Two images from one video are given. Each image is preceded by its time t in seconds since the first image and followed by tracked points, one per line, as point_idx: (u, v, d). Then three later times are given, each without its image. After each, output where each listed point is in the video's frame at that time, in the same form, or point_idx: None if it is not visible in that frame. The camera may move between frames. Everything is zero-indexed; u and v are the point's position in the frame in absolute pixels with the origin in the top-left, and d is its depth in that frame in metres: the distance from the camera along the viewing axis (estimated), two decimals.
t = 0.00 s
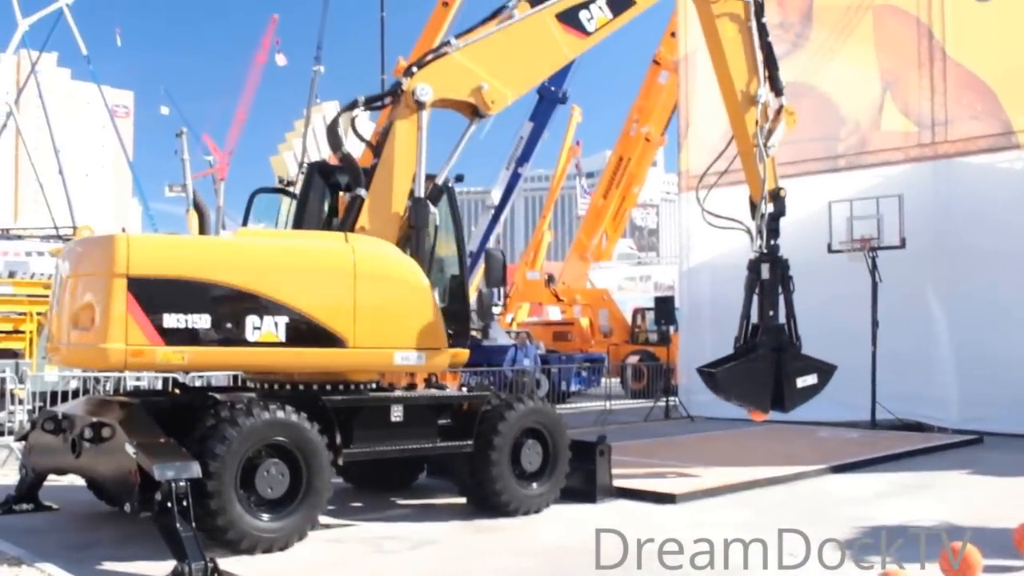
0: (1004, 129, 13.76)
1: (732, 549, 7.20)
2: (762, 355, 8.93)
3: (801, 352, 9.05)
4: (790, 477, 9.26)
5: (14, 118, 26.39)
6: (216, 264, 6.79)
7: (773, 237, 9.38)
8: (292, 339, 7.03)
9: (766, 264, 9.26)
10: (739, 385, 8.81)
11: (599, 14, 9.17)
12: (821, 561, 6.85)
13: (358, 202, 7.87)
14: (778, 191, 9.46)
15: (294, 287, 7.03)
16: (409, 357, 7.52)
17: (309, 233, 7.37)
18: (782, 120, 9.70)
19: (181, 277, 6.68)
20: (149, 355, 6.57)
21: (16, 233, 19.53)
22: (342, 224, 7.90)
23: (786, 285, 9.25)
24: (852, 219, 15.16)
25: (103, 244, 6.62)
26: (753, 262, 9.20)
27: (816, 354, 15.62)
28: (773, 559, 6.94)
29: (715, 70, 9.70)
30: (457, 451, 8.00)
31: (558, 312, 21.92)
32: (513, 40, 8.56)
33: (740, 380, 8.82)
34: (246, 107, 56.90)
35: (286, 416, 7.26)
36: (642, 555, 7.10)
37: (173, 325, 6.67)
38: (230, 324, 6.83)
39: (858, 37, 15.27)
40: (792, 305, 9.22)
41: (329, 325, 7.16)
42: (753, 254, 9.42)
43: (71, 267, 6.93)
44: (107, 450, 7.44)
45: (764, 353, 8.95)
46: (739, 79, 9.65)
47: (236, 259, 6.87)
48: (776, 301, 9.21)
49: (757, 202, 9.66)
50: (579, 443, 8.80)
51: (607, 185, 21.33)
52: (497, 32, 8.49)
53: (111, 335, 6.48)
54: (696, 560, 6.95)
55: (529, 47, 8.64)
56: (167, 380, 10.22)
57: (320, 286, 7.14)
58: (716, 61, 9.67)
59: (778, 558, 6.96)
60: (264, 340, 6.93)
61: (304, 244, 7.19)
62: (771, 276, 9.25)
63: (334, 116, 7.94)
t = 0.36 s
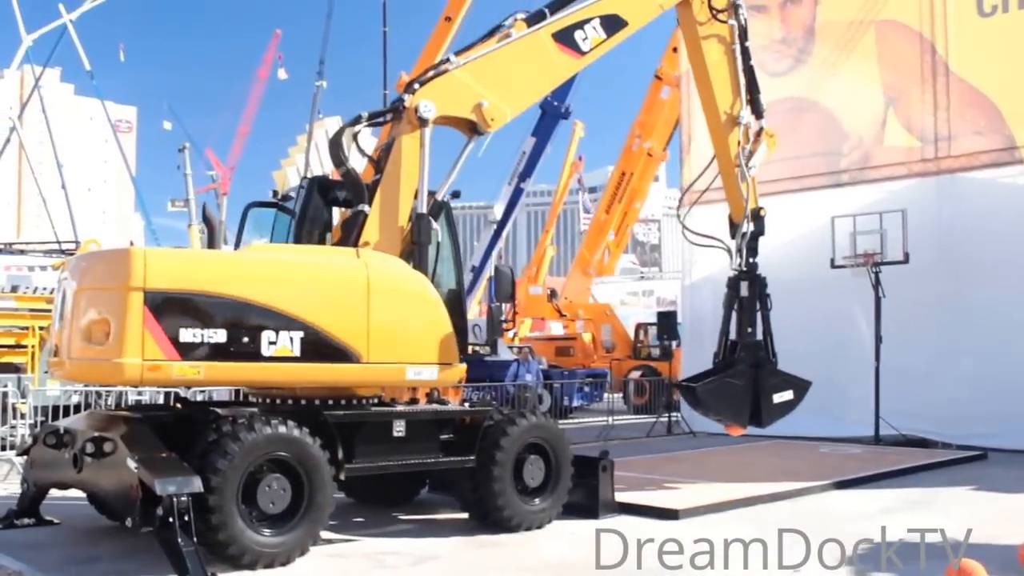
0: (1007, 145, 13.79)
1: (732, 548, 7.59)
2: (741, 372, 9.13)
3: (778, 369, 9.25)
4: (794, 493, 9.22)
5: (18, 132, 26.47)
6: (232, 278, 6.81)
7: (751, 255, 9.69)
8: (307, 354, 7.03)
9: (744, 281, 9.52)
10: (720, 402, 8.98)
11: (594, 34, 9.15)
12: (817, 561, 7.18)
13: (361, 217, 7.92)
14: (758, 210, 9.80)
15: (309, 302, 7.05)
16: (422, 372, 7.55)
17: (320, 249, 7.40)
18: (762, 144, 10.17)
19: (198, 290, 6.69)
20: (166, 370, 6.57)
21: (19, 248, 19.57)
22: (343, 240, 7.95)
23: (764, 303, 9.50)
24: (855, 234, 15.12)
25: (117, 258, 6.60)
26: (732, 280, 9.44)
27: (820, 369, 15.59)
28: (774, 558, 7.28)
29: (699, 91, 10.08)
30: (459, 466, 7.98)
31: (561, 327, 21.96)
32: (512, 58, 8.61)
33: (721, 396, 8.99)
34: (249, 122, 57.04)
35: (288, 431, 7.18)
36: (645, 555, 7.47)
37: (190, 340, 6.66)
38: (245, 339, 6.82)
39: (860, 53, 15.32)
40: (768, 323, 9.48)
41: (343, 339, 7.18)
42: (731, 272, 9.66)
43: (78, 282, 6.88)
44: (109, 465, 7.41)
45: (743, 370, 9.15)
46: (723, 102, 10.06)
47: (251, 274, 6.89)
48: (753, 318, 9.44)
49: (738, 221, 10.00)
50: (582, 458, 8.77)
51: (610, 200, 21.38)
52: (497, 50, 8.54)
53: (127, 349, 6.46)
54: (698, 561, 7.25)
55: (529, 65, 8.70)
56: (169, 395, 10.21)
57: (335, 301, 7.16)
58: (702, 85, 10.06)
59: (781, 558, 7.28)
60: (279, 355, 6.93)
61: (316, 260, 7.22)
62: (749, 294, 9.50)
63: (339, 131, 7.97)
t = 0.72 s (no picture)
0: (1009, 152, 13.76)
1: (733, 548, 7.75)
2: (721, 379, 9.23)
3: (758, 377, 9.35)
4: (796, 501, 9.20)
5: (20, 141, 26.54)
6: (246, 285, 6.82)
7: (730, 265, 9.83)
8: (319, 362, 7.04)
9: (723, 291, 9.64)
10: (700, 409, 9.07)
11: (588, 46, 9.18)
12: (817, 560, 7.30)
13: (363, 225, 7.85)
14: (736, 221, 9.86)
15: (320, 309, 7.07)
16: (430, 379, 7.58)
17: (328, 258, 7.43)
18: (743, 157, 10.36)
19: (212, 298, 6.68)
20: (181, 378, 6.56)
21: (20, 256, 19.59)
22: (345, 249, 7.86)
23: (743, 312, 9.62)
24: (857, 241, 15.09)
25: (131, 264, 6.58)
26: (711, 289, 9.56)
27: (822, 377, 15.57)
28: (774, 558, 7.41)
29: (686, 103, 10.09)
30: (460, 474, 7.96)
31: (562, 335, 22.01)
32: (509, 69, 8.62)
33: (701, 404, 9.08)
34: (252, 131, 57.16)
35: (289, 439, 7.15)
36: (646, 555, 7.64)
37: (204, 347, 6.65)
38: (259, 347, 6.81)
39: (862, 61, 15.33)
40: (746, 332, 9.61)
41: (355, 346, 7.19)
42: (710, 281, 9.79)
43: (86, 289, 6.85)
44: (108, 473, 7.42)
45: (723, 378, 9.25)
46: (707, 116, 10.06)
47: (263, 281, 6.89)
48: (732, 327, 9.57)
49: (718, 232, 10.10)
50: (584, 467, 8.74)
51: (612, 208, 21.34)
52: (496, 60, 8.56)
53: (142, 357, 6.44)
54: (700, 560, 7.38)
55: (527, 75, 8.73)
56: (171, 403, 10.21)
57: (346, 309, 7.19)
58: (688, 97, 10.08)
59: (781, 557, 7.43)
60: (292, 363, 6.93)
61: (326, 269, 7.25)
62: (728, 303, 9.63)
63: (339, 140, 7.96)
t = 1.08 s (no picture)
0: (1011, 153, 13.74)
1: (733, 549, 7.73)
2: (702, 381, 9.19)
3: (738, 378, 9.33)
4: (798, 504, 9.17)
5: (21, 143, 26.55)
6: (257, 286, 6.81)
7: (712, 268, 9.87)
8: (330, 363, 7.04)
9: (704, 294, 9.58)
10: (682, 410, 9.03)
11: (581, 51, 9.29)
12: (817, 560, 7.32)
13: (364, 227, 7.81)
14: (719, 225, 10.09)
15: (331, 310, 7.07)
16: (438, 381, 7.57)
17: (336, 259, 7.42)
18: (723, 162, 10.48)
19: (224, 299, 6.67)
20: (195, 379, 6.52)
21: (22, 257, 19.59)
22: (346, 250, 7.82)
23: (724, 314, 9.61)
24: (858, 243, 15.05)
25: (145, 265, 6.56)
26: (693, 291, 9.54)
27: (823, 379, 15.55)
28: (774, 558, 7.40)
29: (671, 110, 10.24)
30: (460, 476, 7.94)
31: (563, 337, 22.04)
32: (506, 72, 8.68)
33: (683, 405, 9.04)
34: (253, 132, 57.19)
35: (289, 441, 7.13)
36: (645, 555, 7.63)
37: (218, 348, 6.63)
38: (271, 348, 6.81)
39: (863, 62, 15.32)
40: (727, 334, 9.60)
41: (364, 348, 7.20)
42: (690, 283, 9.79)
43: (97, 290, 6.82)
44: (107, 474, 7.37)
45: (704, 379, 9.22)
46: (691, 123, 10.24)
47: (274, 282, 6.89)
48: (713, 329, 9.57)
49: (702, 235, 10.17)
50: (585, 470, 8.71)
51: (612, 209, 21.32)
52: (494, 64, 8.60)
53: (156, 359, 6.41)
54: (698, 559, 7.38)
55: (523, 79, 8.77)
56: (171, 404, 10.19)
57: (356, 311, 7.19)
58: (672, 101, 10.21)
59: (782, 557, 7.43)
60: (304, 365, 6.92)
61: (335, 270, 7.25)
62: (710, 305, 9.57)
63: (339, 142, 7.96)
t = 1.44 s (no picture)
0: (1011, 153, 13.73)
1: (733, 549, 7.71)
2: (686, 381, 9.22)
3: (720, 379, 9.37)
4: (799, 505, 9.15)
5: (22, 144, 26.57)
6: (264, 285, 6.78)
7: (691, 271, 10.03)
8: (341, 364, 7.03)
9: (687, 294, 9.75)
10: (667, 410, 9.04)
11: (572, 55, 9.40)
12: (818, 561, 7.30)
13: (364, 227, 7.75)
14: (701, 228, 10.15)
15: (337, 309, 7.06)
16: (444, 381, 7.58)
17: (342, 259, 7.41)
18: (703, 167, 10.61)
19: (234, 298, 6.64)
20: (208, 380, 6.48)
21: (22, 257, 19.58)
22: (347, 250, 7.77)
23: (704, 317, 9.81)
24: (859, 243, 14.92)
25: (157, 264, 6.52)
26: (675, 293, 9.72)
27: (824, 379, 15.54)
28: (774, 559, 7.38)
29: (653, 111, 10.42)
30: (460, 477, 7.92)
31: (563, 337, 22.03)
32: (501, 75, 8.74)
33: (668, 404, 9.05)
34: (253, 132, 57.20)
35: (289, 441, 7.11)
36: (646, 556, 7.60)
37: (231, 348, 6.59)
38: (283, 348, 6.79)
39: (863, 62, 15.33)
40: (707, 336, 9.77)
41: (371, 348, 7.19)
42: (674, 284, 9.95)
43: (107, 289, 6.77)
44: (106, 475, 7.31)
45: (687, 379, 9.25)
46: (675, 126, 10.41)
47: (281, 281, 6.87)
48: (696, 330, 9.74)
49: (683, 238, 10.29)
50: (586, 471, 8.67)
51: (613, 209, 21.41)
52: (489, 67, 8.66)
53: (170, 358, 6.36)
54: (698, 560, 7.36)
55: (516, 82, 8.85)
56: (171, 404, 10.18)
57: (363, 311, 7.19)
58: (656, 107, 10.42)
59: (782, 557, 7.42)
60: (315, 365, 6.90)
61: (341, 270, 7.24)
62: (692, 307, 9.77)
63: (340, 142, 7.90)
